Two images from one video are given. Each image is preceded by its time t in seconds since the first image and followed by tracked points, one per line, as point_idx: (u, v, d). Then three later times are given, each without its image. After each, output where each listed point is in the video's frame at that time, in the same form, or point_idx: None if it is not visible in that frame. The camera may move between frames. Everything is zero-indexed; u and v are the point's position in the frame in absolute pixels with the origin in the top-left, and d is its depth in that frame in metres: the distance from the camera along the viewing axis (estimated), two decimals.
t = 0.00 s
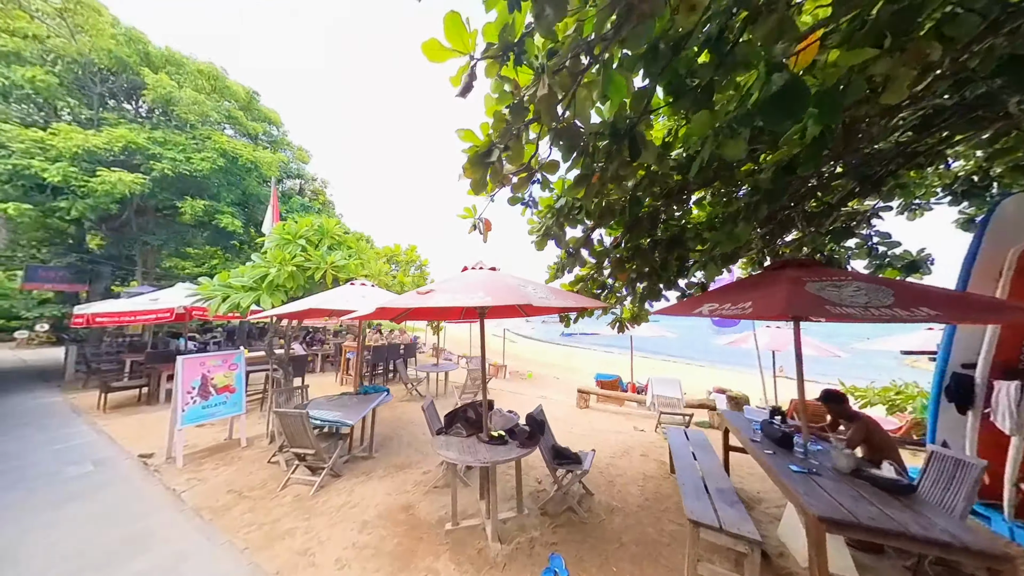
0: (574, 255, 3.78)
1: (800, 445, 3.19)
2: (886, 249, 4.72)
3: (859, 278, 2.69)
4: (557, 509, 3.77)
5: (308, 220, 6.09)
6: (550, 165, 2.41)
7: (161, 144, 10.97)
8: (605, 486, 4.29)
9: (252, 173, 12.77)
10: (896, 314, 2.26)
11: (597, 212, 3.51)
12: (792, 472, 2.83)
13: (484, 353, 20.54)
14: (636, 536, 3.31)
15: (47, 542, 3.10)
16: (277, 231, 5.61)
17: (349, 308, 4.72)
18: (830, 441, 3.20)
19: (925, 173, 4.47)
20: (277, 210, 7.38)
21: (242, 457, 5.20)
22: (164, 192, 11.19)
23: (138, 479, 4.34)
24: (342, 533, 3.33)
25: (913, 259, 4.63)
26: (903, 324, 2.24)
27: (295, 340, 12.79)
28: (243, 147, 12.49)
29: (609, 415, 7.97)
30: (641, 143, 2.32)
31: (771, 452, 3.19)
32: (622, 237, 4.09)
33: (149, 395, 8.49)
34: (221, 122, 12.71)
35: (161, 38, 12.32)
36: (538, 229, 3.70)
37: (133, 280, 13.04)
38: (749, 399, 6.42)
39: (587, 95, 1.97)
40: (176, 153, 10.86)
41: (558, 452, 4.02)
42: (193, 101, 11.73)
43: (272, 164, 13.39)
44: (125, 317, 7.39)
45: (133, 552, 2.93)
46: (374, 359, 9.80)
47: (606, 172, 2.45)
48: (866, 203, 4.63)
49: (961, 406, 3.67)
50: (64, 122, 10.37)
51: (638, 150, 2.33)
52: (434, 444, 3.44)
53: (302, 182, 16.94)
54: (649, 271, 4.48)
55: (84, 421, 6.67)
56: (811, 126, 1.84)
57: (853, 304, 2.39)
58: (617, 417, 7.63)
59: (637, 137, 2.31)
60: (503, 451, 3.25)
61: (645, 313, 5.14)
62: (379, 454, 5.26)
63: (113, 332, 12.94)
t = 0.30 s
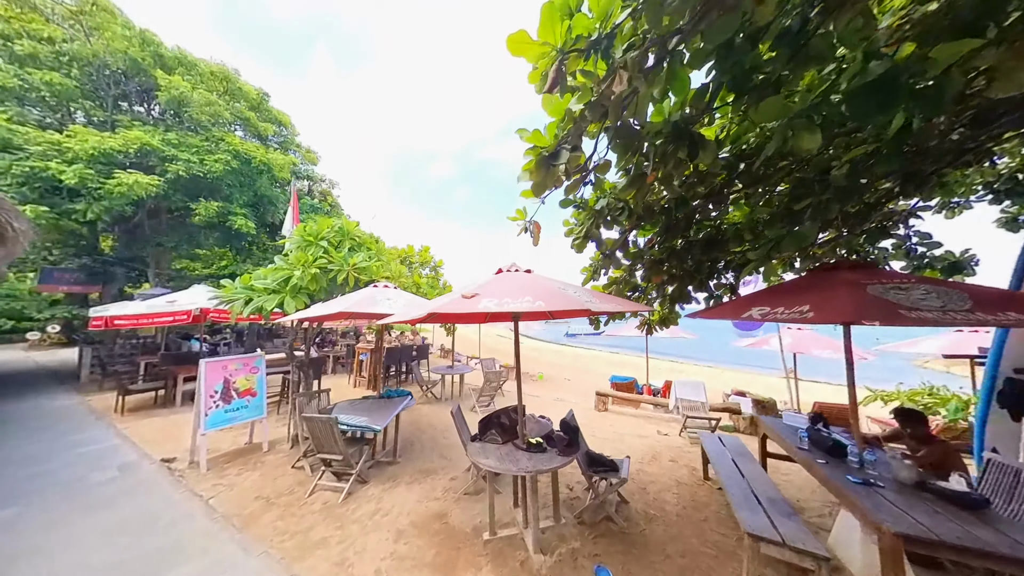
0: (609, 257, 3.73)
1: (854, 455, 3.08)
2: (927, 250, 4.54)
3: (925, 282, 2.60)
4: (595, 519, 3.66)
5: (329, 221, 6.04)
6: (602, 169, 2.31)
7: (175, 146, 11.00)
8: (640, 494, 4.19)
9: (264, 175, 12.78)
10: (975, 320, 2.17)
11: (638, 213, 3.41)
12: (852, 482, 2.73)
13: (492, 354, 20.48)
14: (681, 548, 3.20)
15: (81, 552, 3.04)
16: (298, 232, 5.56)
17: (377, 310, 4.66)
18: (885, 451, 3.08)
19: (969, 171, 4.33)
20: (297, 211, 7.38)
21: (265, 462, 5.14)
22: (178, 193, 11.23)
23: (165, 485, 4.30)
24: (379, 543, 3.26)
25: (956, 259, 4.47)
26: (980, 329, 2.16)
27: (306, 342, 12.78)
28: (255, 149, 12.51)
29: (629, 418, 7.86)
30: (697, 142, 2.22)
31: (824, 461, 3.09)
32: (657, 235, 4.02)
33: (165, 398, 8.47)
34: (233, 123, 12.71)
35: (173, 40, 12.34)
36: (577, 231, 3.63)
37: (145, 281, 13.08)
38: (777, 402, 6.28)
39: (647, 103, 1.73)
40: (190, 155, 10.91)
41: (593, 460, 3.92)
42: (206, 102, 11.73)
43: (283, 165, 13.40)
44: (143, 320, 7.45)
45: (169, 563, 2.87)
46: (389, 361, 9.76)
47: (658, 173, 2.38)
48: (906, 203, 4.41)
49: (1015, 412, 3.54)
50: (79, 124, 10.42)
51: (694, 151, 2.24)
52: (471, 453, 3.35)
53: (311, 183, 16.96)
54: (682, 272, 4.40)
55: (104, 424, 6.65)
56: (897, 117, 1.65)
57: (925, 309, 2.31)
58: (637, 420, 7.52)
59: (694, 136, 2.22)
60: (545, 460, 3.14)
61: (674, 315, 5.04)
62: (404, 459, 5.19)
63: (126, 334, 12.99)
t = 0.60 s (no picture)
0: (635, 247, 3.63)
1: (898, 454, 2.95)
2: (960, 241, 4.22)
3: (979, 269, 2.47)
4: (621, 518, 3.54)
5: (342, 215, 5.97)
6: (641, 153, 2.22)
7: (184, 144, 11.01)
8: (664, 492, 4.07)
9: (271, 173, 12.76)
10: None
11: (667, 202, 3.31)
12: (900, 480, 2.60)
13: (497, 352, 20.36)
14: (714, 547, 3.08)
15: (97, 550, 2.97)
16: (311, 226, 5.49)
17: (394, 304, 4.56)
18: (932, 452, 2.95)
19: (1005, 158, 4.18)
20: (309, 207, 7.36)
21: (278, 459, 5.06)
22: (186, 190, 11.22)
23: (179, 482, 4.23)
24: (400, 542, 3.16)
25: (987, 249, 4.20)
26: None
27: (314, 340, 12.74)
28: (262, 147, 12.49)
29: (643, 416, 7.73)
30: (743, 125, 2.11)
31: (866, 459, 2.96)
32: (682, 225, 3.90)
33: (175, 395, 8.44)
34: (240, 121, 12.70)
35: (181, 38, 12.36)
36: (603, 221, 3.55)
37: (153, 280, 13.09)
38: (798, 400, 6.13)
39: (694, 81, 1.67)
40: (198, 152, 10.93)
41: (617, 457, 3.80)
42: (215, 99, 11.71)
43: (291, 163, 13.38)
44: (153, 318, 7.58)
45: (186, 562, 2.79)
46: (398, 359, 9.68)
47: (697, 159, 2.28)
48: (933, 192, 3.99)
49: None
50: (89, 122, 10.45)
51: (739, 135, 2.13)
52: (494, 449, 3.25)
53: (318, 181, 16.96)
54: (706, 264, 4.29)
55: (115, 421, 6.61)
56: (967, 91, 1.53)
57: (984, 296, 2.19)
58: (652, 418, 7.39)
59: (741, 119, 2.11)
60: (573, 457, 3.02)
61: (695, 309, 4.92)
62: (419, 456, 5.10)
63: (135, 332, 13.00)
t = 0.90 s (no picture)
0: (663, 231, 3.48)
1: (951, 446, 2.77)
2: None
3: None
4: (648, 515, 3.37)
5: (351, 205, 5.82)
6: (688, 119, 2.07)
7: (190, 138, 10.95)
8: (691, 489, 3.89)
9: (277, 168, 12.68)
10: None
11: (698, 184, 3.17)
12: (960, 474, 2.42)
13: (503, 351, 20.17)
14: (751, 546, 2.91)
15: (103, 546, 2.83)
16: (320, 216, 5.36)
17: (408, 294, 4.42)
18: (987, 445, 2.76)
19: None
20: (317, 199, 7.25)
21: (287, 454, 4.93)
22: (192, 185, 11.15)
23: (188, 476, 4.10)
24: (418, 539, 3.00)
25: None
26: None
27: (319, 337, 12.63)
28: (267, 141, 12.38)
29: (657, 413, 7.54)
30: (796, 86, 1.95)
31: (917, 453, 2.79)
32: (711, 210, 3.72)
33: (181, 391, 8.33)
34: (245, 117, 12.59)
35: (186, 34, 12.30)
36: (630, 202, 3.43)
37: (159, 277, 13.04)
38: (821, 396, 5.93)
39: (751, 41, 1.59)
40: (204, 147, 10.86)
41: (643, 453, 3.62)
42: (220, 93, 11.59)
43: (296, 158, 13.29)
44: (159, 312, 7.50)
45: (197, 559, 2.65)
46: (405, 355, 9.55)
47: (743, 127, 2.12)
48: None
49: None
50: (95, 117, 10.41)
51: (791, 98, 1.97)
52: (517, 442, 3.10)
53: (322, 178, 16.86)
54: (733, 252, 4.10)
55: (121, 416, 6.51)
56: None
57: None
58: (667, 415, 7.20)
59: (793, 79, 1.95)
60: (602, 451, 2.85)
61: (718, 300, 4.75)
62: (431, 451, 4.95)
63: (141, 329, 12.93)
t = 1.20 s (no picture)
0: (686, 227, 3.35)
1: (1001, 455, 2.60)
2: None
3: None
4: (672, 524, 3.22)
5: (359, 203, 5.71)
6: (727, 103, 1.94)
7: (194, 137, 10.91)
8: (713, 495, 3.74)
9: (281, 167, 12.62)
10: None
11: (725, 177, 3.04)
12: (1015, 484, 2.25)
13: (507, 351, 20.04)
14: (784, 557, 2.76)
15: (107, 552, 2.73)
16: (327, 213, 5.24)
17: (418, 292, 4.31)
18: None
19: None
20: (324, 197, 7.17)
21: (294, 457, 4.82)
22: (196, 184, 11.09)
23: (195, 479, 4.01)
24: (434, 548, 2.88)
25: None
26: None
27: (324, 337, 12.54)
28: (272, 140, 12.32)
29: (669, 415, 7.38)
30: (846, 67, 1.80)
31: (963, 461, 2.62)
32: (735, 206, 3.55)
33: (186, 391, 8.26)
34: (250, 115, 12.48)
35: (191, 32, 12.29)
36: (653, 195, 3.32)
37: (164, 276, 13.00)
38: (842, 398, 5.75)
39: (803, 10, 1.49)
40: (208, 145, 10.81)
41: (664, 458, 3.47)
42: (224, 91, 11.54)
43: (301, 157, 13.23)
44: (165, 312, 7.43)
45: (205, 568, 2.54)
46: (411, 356, 9.44)
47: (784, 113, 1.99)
48: None
49: None
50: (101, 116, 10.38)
51: (835, 83, 1.84)
52: (535, 447, 2.97)
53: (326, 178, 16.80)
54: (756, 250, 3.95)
55: (126, 416, 6.44)
56: None
57: None
58: (680, 417, 7.04)
59: (842, 60, 1.80)
60: (627, 457, 2.71)
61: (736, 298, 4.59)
62: (441, 454, 4.83)
63: (146, 329, 12.89)
